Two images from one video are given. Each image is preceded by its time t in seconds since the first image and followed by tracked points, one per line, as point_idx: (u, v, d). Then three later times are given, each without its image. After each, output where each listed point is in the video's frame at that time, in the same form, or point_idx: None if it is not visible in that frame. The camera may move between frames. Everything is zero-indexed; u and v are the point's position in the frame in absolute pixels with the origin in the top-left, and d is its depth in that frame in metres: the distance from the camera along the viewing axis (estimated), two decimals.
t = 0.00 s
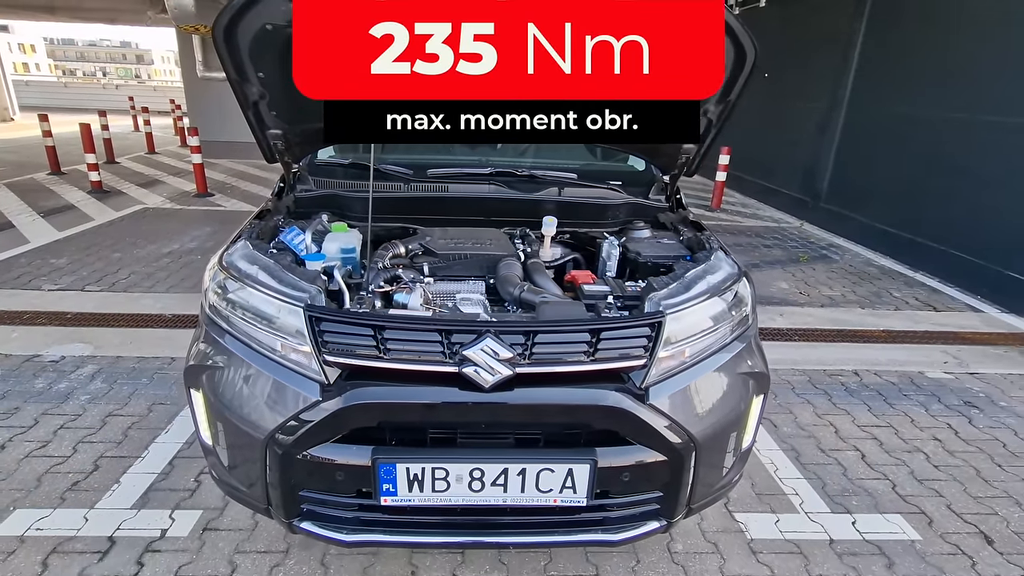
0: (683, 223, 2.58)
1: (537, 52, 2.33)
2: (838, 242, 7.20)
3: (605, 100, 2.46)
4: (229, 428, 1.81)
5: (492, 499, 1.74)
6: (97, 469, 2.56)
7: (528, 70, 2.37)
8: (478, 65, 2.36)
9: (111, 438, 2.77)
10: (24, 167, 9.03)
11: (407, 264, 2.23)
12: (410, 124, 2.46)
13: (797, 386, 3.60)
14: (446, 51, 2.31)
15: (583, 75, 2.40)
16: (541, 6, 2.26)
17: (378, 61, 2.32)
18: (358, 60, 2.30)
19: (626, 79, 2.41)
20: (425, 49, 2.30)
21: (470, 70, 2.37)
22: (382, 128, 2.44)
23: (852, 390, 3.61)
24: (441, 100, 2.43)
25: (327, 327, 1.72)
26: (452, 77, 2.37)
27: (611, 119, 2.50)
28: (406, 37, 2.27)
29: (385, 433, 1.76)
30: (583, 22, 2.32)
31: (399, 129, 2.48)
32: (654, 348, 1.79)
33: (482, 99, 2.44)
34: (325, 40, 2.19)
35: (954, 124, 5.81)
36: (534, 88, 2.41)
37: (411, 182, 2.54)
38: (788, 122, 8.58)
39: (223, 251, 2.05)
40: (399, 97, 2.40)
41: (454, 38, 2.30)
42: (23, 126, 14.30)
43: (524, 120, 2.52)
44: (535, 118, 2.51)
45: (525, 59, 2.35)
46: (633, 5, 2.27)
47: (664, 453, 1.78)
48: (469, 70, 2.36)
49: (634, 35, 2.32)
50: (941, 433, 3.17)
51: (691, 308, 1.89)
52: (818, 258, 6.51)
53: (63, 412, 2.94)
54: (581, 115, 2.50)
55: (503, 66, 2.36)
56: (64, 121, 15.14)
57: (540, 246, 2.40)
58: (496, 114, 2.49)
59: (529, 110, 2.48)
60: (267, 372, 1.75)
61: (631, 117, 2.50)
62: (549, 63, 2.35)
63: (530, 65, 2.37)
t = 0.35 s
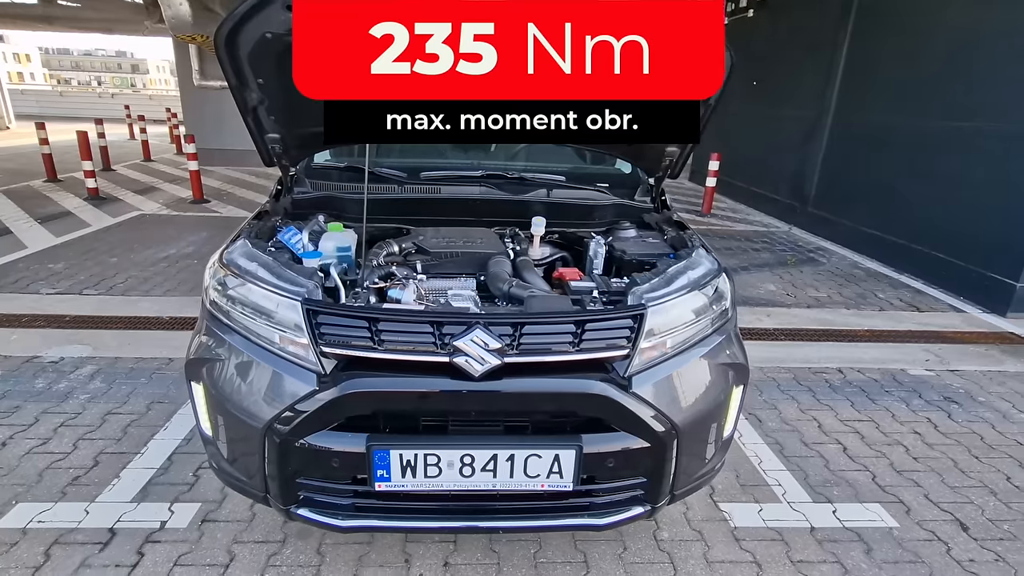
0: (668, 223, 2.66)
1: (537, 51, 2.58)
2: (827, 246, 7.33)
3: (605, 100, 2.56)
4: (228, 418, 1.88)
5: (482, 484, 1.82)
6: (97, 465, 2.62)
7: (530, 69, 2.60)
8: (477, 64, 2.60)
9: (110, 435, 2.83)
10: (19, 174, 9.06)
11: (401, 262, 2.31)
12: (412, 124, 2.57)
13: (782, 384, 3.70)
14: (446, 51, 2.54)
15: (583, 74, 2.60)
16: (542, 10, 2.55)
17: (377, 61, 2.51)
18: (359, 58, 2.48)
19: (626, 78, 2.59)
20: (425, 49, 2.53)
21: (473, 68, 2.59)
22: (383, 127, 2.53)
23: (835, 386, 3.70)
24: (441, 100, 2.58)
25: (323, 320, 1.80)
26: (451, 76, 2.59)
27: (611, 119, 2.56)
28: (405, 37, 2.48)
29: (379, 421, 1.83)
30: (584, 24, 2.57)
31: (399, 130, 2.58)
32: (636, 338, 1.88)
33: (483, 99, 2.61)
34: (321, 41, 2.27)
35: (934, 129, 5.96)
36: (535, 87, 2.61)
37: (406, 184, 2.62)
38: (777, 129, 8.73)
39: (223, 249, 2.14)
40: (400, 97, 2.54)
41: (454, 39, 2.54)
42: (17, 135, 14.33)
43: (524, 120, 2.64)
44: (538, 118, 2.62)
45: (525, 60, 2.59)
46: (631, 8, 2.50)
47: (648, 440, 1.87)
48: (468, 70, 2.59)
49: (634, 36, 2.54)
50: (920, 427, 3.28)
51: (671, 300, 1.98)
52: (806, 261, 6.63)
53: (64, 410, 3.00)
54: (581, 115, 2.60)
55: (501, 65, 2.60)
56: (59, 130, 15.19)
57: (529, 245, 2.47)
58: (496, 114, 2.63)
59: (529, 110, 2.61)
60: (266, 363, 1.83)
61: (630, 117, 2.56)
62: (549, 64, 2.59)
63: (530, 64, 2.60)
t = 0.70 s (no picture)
0: (660, 223, 2.72)
1: (537, 51, 2.65)
2: (820, 251, 7.41)
3: (605, 100, 2.64)
4: (228, 411, 1.92)
5: (477, 473, 1.86)
6: (97, 462, 2.65)
7: (530, 69, 2.67)
8: (477, 64, 2.66)
9: (110, 433, 2.86)
10: (18, 182, 9.12)
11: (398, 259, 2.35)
12: (412, 124, 2.64)
13: (774, 383, 3.75)
14: (446, 51, 2.60)
15: (583, 74, 2.69)
16: (542, 10, 2.61)
17: (378, 61, 2.58)
18: (359, 58, 2.55)
19: (626, 77, 2.68)
20: (425, 49, 2.58)
21: (473, 68, 2.66)
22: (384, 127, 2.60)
23: (826, 385, 3.76)
24: (441, 101, 2.65)
25: (322, 313, 1.84)
26: (451, 75, 2.65)
27: (611, 119, 2.62)
28: (405, 37, 2.54)
29: (376, 412, 1.87)
30: (583, 24, 2.65)
31: (399, 130, 2.65)
32: (627, 331, 1.92)
33: (480, 99, 2.66)
34: (321, 41, 2.31)
35: (925, 135, 6.05)
36: (535, 86, 2.67)
37: (404, 185, 2.68)
38: (770, 136, 8.83)
39: (224, 247, 2.18)
40: (401, 97, 2.61)
41: (454, 39, 2.60)
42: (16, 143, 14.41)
43: (524, 120, 2.70)
44: (535, 118, 2.67)
45: (525, 60, 2.66)
46: (631, 9, 2.59)
47: (640, 431, 1.91)
48: (468, 70, 2.66)
49: (633, 35, 2.63)
50: (910, 424, 3.33)
51: (662, 295, 2.04)
52: (799, 265, 6.70)
53: (64, 409, 3.03)
54: (581, 116, 2.66)
55: (501, 65, 2.67)
56: (59, 139, 15.29)
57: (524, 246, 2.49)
58: (496, 114, 2.68)
59: (529, 110, 2.66)
60: (266, 356, 1.87)
61: (628, 117, 2.62)
62: (549, 64, 2.66)
63: (530, 65, 2.67)
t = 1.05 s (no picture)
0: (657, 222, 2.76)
1: (537, 50, 2.82)
2: (816, 259, 7.46)
3: (605, 100, 2.68)
4: (229, 402, 1.94)
5: (476, 464, 1.88)
6: (96, 460, 2.65)
7: (531, 68, 2.82)
8: (477, 65, 2.81)
9: (109, 432, 2.86)
10: (19, 191, 9.16)
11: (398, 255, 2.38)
12: (411, 124, 2.68)
13: (771, 386, 3.76)
14: (445, 51, 2.74)
15: (583, 73, 2.80)
16: (542, 11, 2.79)
17: (377, 61, 2.68)
18: (359, 58, 2.65)
19: (626, 77, 2.79)
20: (425, 49, 2.71)
21: (475, 68, 2.81)
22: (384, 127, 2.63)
23: (822, 388, 3.78)
24: (441, 101, 2.70)
25: (323, 303, 1.87)
26: (450, 75, 2.78)
27: (611, 119, 2.66)
28: (405, 37, 2.67)
29: (376, 402, 1.90)
30: (583, 25, 2.80)
31: (399, 130, 2.68)
32: (624, 322, 1.95)
33: (482, 99, 2.73)
34: (321, 41, 2.37)
35: (917, 144, 6.14)
36: (534, 85, 2.81)
37: (404, 184, 2.72)
38: (766, 147, 8.93)
39: (226, 241, 2.21)
40: (401, 97, 2.68)
41: (454, 39, 2.75)
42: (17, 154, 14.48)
43: (524, 121, 2.73)
44: (535, 118, 2.71)
45: (525, 60, 2.81)
46: (630, 10, 2.74)
47: (638, 422, 1.93)
48: (468, 71, 2.81)
49: (633, 36, 2.77)
50: (906, 425, 3.35)
51: (660, 288, 2.07)
52: (795, 273, 6.75)
53: (63, 408, 3.04)
54: (581, 116, 2.69)
55: (500, 64, 2.82)
56: (61, 150, 15.38)
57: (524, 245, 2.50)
58: (497, 114, 2.73)
59: (529, 110, 2.71)
60: (267, 346, 1.89)
61: (627, 117, 2.66)
62: (549, 64, 2.82)
63: (530, 65, 2.83)
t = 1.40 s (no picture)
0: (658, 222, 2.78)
1: (537, 50, 2.94)
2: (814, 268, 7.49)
3: (604, 100, 2.72)
4: (230, 393, 1.95)
5: (477, 456, 1.89)
6: (94, 458, 2.63)
7: (531, 69, 2.93)
8: (477, 64, 2.91)
9: (108, 431, 2.85)
10: (22, 199, 9.20)
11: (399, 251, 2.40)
12: (410, 125, 2.71)
13: (771, 389, 3.76)
14: (446, 51, 2.84)
15: (583, 74, 2.87)
16: (542, 13, 2.93)
17: (377, 61, 2.71)
18: (360, 58, 2.68)
19: (625, 77, 2.84)
20: (426, 49, 2.80)
21: (475, 68, 2.90)
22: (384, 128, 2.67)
23: (822, 391, 3.78)
24: (441, 101, 2.73)
25: (326, 293, 1.89)
26: (451, 74, 2.84)
27: (611, 119, 2.69)
28: (406, 36, 2.74)
29: (377, 393, 1.91)
30: (583, 26, 2.92)
31: (398, 131, 2.71)
32: (625, 314, 1.97)
33: (481, 101, 2.75)
34: (321, 40, 2.41)
35: (912, 153, 6.20)
36: (534, 84, 2.90)
37: (405, 182, 2.75)
38: (763, 157, 9.00)
39: (229, 234, 2.22)
40: (401, 98, 2.71)
41: (455, 40, 2.88)
42: (19, 164, 14.56)
43: (524, 120, 2.78)
44: (535, 118, 2.75)
45: (525, 60, 2.93)
46: (628, 11, 2.84)
47: (639, 415, 1.93)
48: (468, 70, 2.89)
49: (631, 36, 2.86)
50: (907, 428, 3.34)
51: (661, 282, 2.08)
52: (794, 281, 6.77)
53: (62, 408, 3.03)
54: (581, 116, 2.74)
55: (500, 64, 2.94)
56: (64, 160, 15.48)
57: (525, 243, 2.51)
58: (496, 114, 2.76)
59: (529, 110, 2.75)
60: (268, 337, 1.90)
61: (627, 117, 2.69)
62: (549, 63, 2.92)
63: (530, 66, 2.93)
